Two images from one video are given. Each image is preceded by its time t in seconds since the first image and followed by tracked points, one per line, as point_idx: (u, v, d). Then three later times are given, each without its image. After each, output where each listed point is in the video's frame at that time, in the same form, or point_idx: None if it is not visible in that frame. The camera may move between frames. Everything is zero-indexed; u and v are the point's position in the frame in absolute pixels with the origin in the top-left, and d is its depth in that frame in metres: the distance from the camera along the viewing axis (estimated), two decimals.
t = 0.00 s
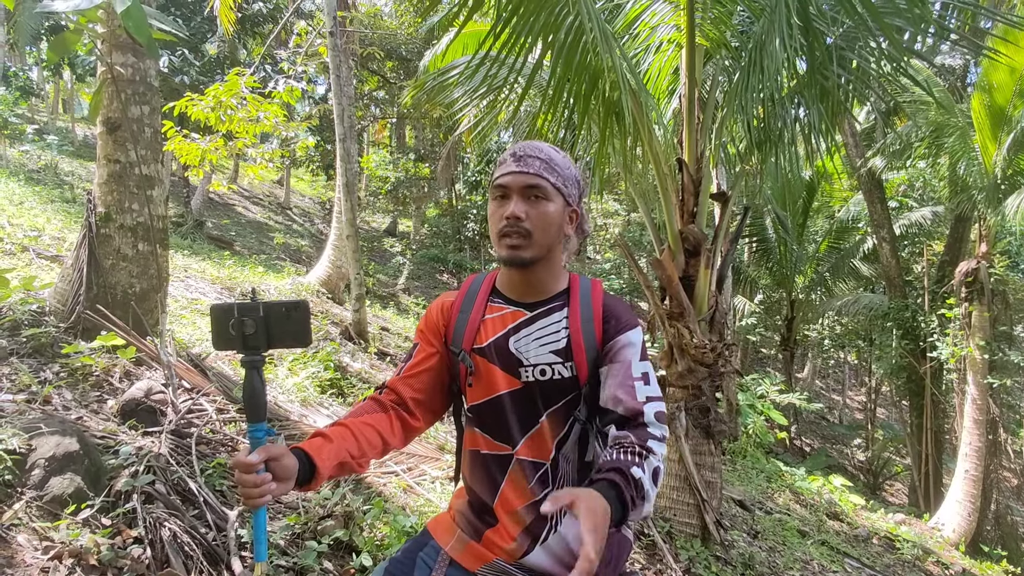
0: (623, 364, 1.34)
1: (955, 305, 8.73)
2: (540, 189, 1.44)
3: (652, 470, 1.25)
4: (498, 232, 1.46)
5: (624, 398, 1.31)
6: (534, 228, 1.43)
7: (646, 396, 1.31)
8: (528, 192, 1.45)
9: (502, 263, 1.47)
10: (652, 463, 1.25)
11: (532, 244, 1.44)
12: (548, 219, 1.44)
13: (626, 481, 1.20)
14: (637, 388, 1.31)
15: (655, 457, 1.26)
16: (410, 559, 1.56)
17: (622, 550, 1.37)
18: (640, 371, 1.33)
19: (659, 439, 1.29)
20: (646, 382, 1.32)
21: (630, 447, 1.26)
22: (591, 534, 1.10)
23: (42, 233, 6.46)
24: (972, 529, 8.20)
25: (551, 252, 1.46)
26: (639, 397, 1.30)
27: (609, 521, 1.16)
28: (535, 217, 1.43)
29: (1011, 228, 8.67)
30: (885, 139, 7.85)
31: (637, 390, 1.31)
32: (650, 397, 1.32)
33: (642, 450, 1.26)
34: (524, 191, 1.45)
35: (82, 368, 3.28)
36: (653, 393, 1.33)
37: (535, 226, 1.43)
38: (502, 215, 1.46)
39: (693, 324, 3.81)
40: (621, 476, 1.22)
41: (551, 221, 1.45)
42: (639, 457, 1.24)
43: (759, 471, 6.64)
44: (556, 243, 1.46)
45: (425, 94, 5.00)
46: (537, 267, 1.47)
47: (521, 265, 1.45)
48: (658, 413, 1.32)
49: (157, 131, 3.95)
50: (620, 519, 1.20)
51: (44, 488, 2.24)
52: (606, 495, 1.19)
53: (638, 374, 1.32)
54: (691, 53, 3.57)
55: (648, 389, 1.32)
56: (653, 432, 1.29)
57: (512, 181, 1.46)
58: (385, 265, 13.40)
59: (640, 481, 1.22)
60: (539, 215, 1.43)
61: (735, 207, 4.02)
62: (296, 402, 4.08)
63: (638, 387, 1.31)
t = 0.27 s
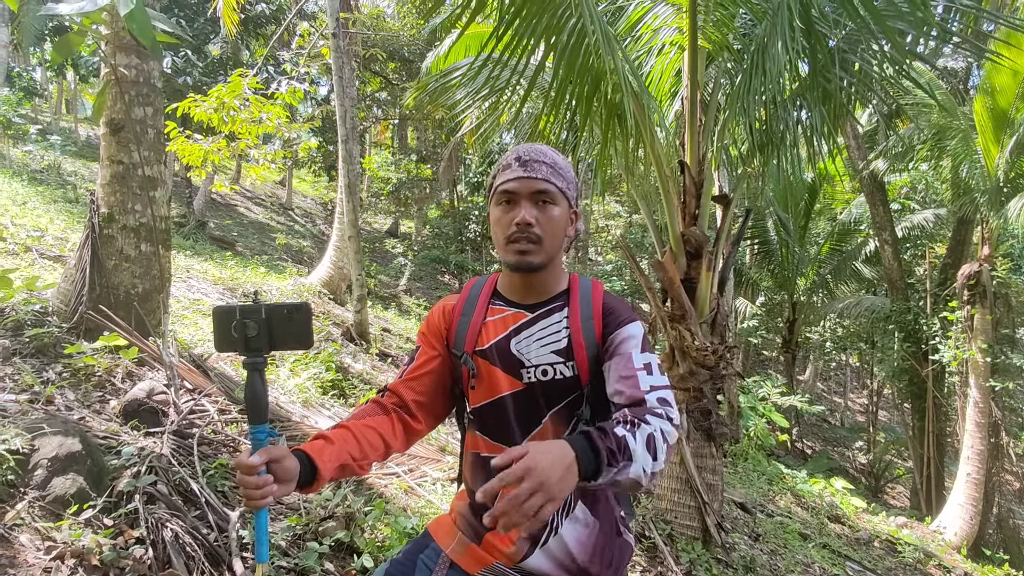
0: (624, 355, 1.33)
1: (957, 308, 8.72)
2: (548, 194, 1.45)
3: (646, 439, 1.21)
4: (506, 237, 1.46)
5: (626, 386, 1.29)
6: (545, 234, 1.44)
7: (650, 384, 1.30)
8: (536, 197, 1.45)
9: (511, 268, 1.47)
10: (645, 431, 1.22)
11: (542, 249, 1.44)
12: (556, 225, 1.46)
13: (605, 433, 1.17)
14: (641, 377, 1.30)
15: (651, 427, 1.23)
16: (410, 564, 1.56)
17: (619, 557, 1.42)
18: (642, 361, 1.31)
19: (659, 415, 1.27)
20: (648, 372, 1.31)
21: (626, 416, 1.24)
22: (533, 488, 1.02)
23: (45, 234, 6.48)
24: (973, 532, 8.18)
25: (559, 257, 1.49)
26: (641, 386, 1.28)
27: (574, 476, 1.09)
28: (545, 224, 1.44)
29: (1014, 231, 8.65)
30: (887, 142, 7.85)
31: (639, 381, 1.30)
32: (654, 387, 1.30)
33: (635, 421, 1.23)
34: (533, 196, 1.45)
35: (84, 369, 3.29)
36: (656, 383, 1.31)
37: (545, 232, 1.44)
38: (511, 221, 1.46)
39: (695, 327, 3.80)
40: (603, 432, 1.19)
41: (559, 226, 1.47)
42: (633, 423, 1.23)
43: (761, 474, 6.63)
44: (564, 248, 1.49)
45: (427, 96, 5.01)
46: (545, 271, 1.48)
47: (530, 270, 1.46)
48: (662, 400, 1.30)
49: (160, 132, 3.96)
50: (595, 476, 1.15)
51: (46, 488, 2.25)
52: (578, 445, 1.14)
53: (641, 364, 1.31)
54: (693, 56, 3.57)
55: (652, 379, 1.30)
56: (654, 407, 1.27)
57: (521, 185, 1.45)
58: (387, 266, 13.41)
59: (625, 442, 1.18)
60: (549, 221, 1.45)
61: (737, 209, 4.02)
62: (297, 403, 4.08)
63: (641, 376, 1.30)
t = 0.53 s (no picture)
0: (622, 368, 1.34)
1: (961, 311, 8.69)
2: (548, 193, 1.45)
3: (633, 506, 1.27)
4: (507, 237, 1.46)
5: (620, 409, 1.33)
6: (545, 232, 1.44)
7: (641, 401, 1.32)
8: (538, 196, 1.45)
9: (512, 268, 1.47)
10: (630, 499, 1.27)
11: (544, 248, 1.44)
12: (557, 224, 1.46)
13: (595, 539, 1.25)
14: (633, 393, 1.32)
15: (636, 492, 1.28)
16: (414, 565, 1.55)
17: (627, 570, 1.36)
18: (637, 375, 1.33)
19: (644, 466, 1.30)
20: (641, 387, 1.33)
21: (610, 492, 1.30)
22: None
23: (49, 233, 6.50)
24: (976, 536, 8.14)
25: (560, 256, 1.48)
26: (632, 404, 1.31)
27: None
28: (546, 222, 1.44)
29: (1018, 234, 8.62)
30: (891, 145, 7.84)
31: (632, 395, 1.32)
32: (645, 403, 1.32)
33: (621, 490, 1.29)
34: (534, 195, 1.45)
35: (88, 367, 3.30)
36: (649, 398, 1.33)
37: (547, 231, 1.44)
38: (512, 220, 1.45)
39: (698, 328, 3.80)
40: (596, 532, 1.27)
41: (560, 225, 1.47)
42: (618, 500, 1.28)
43: (763, 476, 6.62)
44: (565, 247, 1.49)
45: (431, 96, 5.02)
46: (547, 270, 1.47)
47: (532, 269, 1.45)
48: (651, 421, 1.32)
49: (165, 132, 3.97)
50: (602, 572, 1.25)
51: (50, 486, 2.26)
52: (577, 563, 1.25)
53: (635, 379, 1.33)
54: (697, 57, 3.57)
55: (643, 395, 1.33)
56: (638, 461, 1.30)
57: (521, 184, 1.45)
58: (390, 267, 13.42)
59: (615, 526, 1.25)
60: (551, 220, 1.45)
61: (740, 211, 4.01)
62: (300, 403, 4.09)
63: (633, 392, 1.32)
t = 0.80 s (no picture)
0: (630, 370, 1.35)
1: (965, 313, 8.66)
2: (549, 192, 1.45)
3: (641, 501, 1.28)
4: (507, 235, 1.47)
5: (627, 410, 1.33)
6: (544, 231, 1.44)
7: (649, 403, 1.32)
8: (538, 195, 1.45)
9: (513, 266, 1.48)
10: (640, 494, 1.28)
11: (543, 247, 1.44)
12: (558, 223, 1.45)
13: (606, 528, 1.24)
14: (641, 396, 1.33)
15: (645, 487, 1.28)
16: (418, 564, 1.56)
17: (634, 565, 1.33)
18: (645, 377, 1.33)
19: (653, 463, 1.31)
20: (650, 389, 1.33)
21: (621, 483, 1.29)
22: None
23: (54, 232, 6.54)
24: (980, 540, 8.11)
25: (561, 254, 1.48)
26: (640, 405, 1.32)
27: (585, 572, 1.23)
28: (545, 220, 1.44)
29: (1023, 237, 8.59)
30: (895, 147, 7.83)
31: (640, 398, 1.33)
32: (653, 405, 1.32)
33: (630, 482, 1.29)
34: (534, 194, 1.46)
35: (93, 366, 3.31)
36: (657, 401, 1.33)
37: (546, 229, 1.44)
38: (512, 218, 1.46)
39: (701, 329, 3.80)
40: (603, 519, 1.26)
41: (561, 223, 1.46)
42: (629, 492, 1.28)
43: (766, 478, 6.61)
44: (566, 245, 1.48)
45: (435, 97, 5.03)
46: (548, 270, 1.47)
47: (533, 268, 1.46)
48: (660, 422, 1.33)
49: (171, 132, 3.99)
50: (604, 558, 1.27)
51: (56, 483, 2.27)
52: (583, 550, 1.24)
53: (643, 381, 1.33)
54: (702, 59, 3.57)
55: (652, 397, 1.32)
56: (646, 457, 1.31)
57: (521, 183, 1.46)
58: (393, 267, 13.44)
59: (624, 518, 1.26)
60: (551, 218, 1.44)
61: (745, 212, 3.99)
62: (303, 403, 4.10)
63: (641, 394, 1.33)
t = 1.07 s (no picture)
0: (634, 369, 1.32)
1: (970, 314, 8.62)
2: (550, 192, 1.44)
3: (634, 469, 1.21)
4: (508, 235, 1.48)
5: (631, 407, 1.29)
6: (543, 231, 1.43)
7: (654, 403, 1.28)
8: (539, 195, 1.45)
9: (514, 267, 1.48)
10: (635, 462, 1.22)
11: (542, 247, 1.44)
12: (559, 223, 1.44)
13: (592, 465, 1.18)
14: (645, 394, 1.29)
15: (642, 458, 1.23)
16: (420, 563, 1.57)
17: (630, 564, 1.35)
18: (651, 377, 1.30)
19: (654, 443, 1.25)
20: (655, 389, 1.29)
21: (619, 445, 1.25)
22: (519, 509, 1.07)
23: (59, 232, 6.56)
24: (985, 542, 8.07)
25: (562, 255, 1.47)
26: (644, 404, 1.28)
27: (558, 503, 1.12)
28: (544, 220, 1.43)
29: None
30: (900, 147, 7.80)
31: (644, 397, 1.29)
32: (658, 405, 1.29)
33: (628, 450, 1.24)
34: (535, 194, 1.45)
35: (98, 365, 3.32)
36: (662, 401, 1.29)
37: (544, 229, 1.44)
38: (513, 218, 1.47)
39: (705, 330, 3.79)
40: (589, 463, 1.20)
41: (562, 225, 1.45)
42: (625, 453, 1.23)
43: (770, 480, 6.59)
44: (567, 247, 1.46)
45: (439, 97, 5.04)
46: (548, 270, 1.47)
47: (532, 268, 1.46)
48: (667, 422, 1.29)
49: (176, 132, 4.00)
50: (578, 505, 1.16)
51: (62, 483, 2.28)
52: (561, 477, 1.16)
53: (648, 380, 1.30)
54: (706, 60, 3.56)
55: (657, 397, 1.29)
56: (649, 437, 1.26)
57: (522, 183, 1.47)
58: (396, 267, 13.45)
59: (611, 473, 1.19)
60: (550, 219, 1.43)
61: (748, 213, 3.99)
62: (307, 403, 4.10)
63: (646, 394, 1.29)
